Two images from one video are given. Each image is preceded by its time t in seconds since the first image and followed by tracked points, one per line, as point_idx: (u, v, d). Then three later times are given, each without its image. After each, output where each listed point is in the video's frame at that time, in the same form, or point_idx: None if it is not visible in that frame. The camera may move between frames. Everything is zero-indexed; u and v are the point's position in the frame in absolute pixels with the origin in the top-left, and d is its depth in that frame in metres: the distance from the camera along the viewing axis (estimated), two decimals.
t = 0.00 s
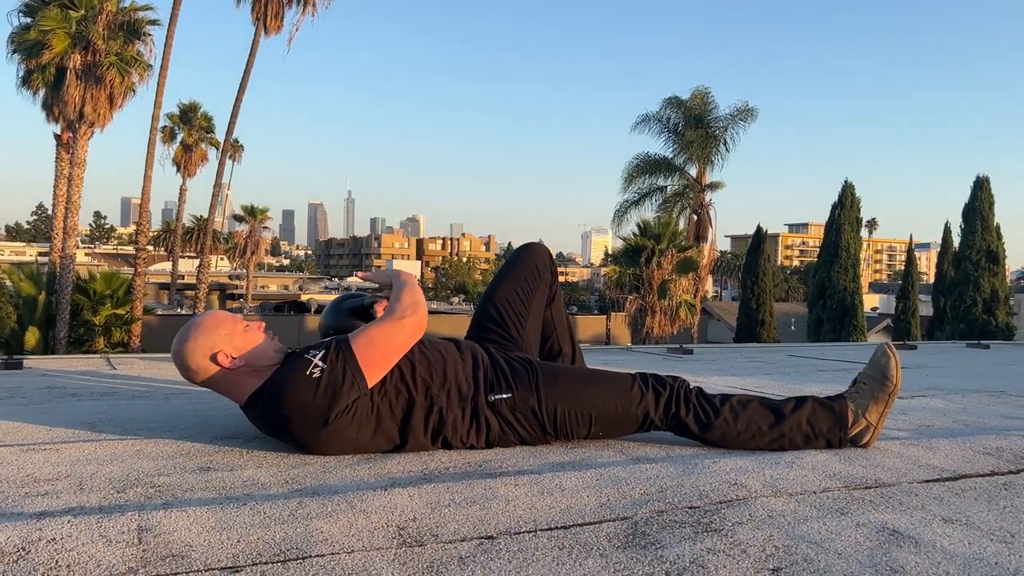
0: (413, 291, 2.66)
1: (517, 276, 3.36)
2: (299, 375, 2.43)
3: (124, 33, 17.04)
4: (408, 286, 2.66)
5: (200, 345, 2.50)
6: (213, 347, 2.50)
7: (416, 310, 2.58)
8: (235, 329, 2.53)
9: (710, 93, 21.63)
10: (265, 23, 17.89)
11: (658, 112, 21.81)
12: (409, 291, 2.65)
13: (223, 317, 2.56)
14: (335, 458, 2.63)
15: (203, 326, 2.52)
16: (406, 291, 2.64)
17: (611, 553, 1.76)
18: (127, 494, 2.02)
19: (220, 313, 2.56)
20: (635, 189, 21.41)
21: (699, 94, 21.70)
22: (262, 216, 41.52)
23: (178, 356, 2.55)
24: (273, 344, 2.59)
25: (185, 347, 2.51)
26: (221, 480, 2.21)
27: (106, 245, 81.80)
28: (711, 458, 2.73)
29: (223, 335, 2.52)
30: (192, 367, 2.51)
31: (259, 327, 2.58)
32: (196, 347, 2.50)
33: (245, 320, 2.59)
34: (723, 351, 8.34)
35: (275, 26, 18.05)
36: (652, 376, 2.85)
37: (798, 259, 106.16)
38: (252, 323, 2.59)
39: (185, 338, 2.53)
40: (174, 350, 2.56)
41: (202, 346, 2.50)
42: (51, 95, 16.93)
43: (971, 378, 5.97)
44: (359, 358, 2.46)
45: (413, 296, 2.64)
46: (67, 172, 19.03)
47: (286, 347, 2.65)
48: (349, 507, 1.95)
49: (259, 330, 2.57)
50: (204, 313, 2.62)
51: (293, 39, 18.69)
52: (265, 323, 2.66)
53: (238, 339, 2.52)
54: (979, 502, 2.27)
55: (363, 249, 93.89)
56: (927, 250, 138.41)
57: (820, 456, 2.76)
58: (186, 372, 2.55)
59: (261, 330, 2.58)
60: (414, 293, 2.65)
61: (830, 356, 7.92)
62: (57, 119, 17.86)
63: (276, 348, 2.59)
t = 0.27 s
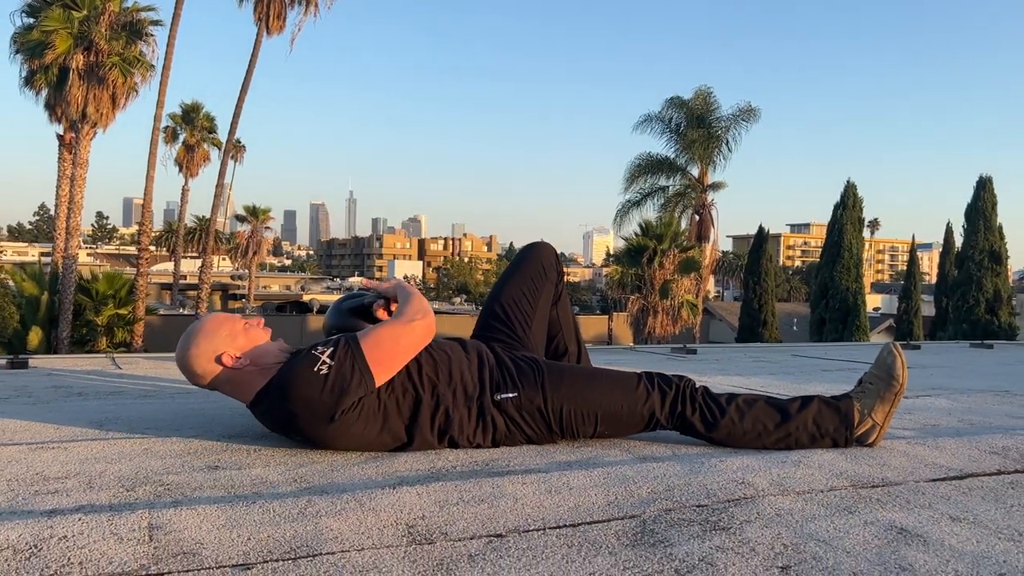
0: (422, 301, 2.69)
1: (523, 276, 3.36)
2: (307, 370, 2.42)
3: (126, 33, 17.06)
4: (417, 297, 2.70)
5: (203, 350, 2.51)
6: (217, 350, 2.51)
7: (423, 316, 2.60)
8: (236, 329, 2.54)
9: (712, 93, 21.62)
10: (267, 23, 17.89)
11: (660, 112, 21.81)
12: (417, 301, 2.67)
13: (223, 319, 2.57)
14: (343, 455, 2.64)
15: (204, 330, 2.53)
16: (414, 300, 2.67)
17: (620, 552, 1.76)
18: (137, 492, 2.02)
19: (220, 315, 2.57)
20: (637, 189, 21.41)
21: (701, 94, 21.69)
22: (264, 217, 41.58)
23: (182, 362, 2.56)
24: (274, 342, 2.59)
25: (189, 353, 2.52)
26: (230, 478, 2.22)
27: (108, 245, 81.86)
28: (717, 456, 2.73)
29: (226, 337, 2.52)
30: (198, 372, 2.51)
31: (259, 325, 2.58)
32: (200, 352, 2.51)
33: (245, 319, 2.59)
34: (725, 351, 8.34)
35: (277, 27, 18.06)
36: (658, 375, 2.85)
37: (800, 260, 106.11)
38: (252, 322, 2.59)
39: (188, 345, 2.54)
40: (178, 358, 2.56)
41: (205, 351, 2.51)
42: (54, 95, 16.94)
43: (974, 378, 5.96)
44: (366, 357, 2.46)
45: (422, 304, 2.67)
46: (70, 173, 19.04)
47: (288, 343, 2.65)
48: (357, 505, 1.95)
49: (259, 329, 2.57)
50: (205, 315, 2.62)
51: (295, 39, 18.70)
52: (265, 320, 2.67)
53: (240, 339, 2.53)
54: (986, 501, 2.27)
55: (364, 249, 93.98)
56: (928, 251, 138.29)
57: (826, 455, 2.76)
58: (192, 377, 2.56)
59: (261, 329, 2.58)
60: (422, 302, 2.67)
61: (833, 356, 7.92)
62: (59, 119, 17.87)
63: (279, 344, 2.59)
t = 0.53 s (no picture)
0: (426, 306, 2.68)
1: (528, 275, 3.36)
2: (310, 377, 2.42)
3: (130, 34, 17.09)
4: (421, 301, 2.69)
5: (203, 363, 2.51)
6: (216, 362, 2.50)
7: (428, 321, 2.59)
8: (233, 338, 2.53)
9: (715, 94, 21.61)
10: (270, 24, 17.92)
11: (663, 112, 21.80)
12: (422, 306, 2.66)
13: (218, 329, 2.56)
14: (349, 456, 2.65)
15: (201, 343, 2.52)
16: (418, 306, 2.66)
17: (626, 551, 1.77)
18: (143, 492, 2.03)
19: (216, 325, 2.55)
20: (640, 189, 21.39)
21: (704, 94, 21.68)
22: (266, 217, 41.66)
23: (182, 375, 2.55)
24: (273, 347, 2.58)
25: (189, 367, 2.52)
26: (236, 479, 2.22)
27: (111, 245, 81.97)
28: (723, 456, 2.73)
29: (224, 348, 2.52)
30: (200, 385, 2.51)
31: (256, 331, 2.57)
32: (199, 365, 2.50)
33: (242, 327, 2.58)
34: (728, 352, 8.34)
35: (280, 28, 18.09)
36: (662, 377, 2.85)
37: (803, 260, 105.96)
38: (249, 327, 2.58)
39: (187, 357, 2.53)
40: (178, 371, 2.56)
41: (204, 364, 2.50)
42: (57, 96, 16.97)
43: (978, 379, 5.96)
44: (370, 362, 2.46)
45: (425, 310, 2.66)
46: (73, 173, 19.07)
47: (286, 346, 2.64)
48: (363, 505, 1.95)
49: (257, 336, 2.56)
50: (201, 325, 2.60)
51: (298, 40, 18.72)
52: (261, 324, 2.65)
53: (237, 348, 2.52)
54: (991, 501, 2.27)
55: (367, 249, 94.05)
56: (931, 251, 138.01)
57: (830, 455, 2.76)
58: (194, 389, 2.55)
59: (259, 335, 2.57)
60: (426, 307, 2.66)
61: (836, 356, 7.91)
62: (63, 119, 17.91)
63: (278, 350, 2.58)
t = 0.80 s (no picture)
0: (428, 308, 2.66)
1: (529, 275, 3.36)
2: (311, 380, 2.42)
3: (133, 34, 17.14)
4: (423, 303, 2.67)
5: (205, 363, 2.50)
6: (218, 362, 2.50)
7: (430, 324, 2.58)
8: (235, 339, 2.53)
9: (718, 93, 21.59)
10: (273, 24, 17.95)
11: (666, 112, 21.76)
12: (424, 309, 2.65)
13: (221, 329, 2.55)
14: (351, 457, 2.65)
15: (203, 343, 2.52)
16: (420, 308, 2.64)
17: (628, 552, 1.76)
18: (145, 492, 2.03)
19: (219, 325, 2.55)
20: (643, 189, 21.37)
21: (707, 94, 21.65)
22: (270, 217, 41.74)
23: (185, 375, 2.55)
24: (275, 348, 2.57)
25: (191, 366, 2.52)
26: (238, 479, 2.22)
27: (115, 245, 82.16)
28: (725, 457, 2.72)
29: (226, 348, 2.51)
30: (202, 384, 2.51)
31: (259, 332, 2.57)
32: (202, 365, 2.50)
33: (245, 327, 2.57)
34: (731, 352, 8.32)
35: (283, 28, 18.11)
36: (665, 376, 2.84)
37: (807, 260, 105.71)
38: (252, 328, 2.57)
39: (189, 357, 2.53)
40: (181, 370, 2.56)
41: (206, 363, 2.50)
42: (61, 96, 17.02)
43: (983, 379, 5.93)
44: (371, 366, 2.46)
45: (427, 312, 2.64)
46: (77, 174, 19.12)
47: (289, 347, 2.64)
48: (365, 505, 1.95)
49: (259, 337, 2.55)
50: (204, 325, 2.60)
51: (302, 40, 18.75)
52: (264, 325, 2.64)
53: (239, 349, 2.52)
54: (994, 502, 2.26)
55: (370, 249, 94.13)
56: (935, 251, 137.59)
57: (831, 456, 2.75)
58: (196, 389, 2.55)
59: (262, 336, 2.57)
60: (428, 309, 2.65)
61: (841, 356, 7.88)
62: (67, 120, 17.97)
63: (281, 350, 2.58)
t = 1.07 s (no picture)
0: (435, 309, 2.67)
1: (529, 274, 3.36)
2: (319, 379, 2.43)
3: (138, 35, 17.18)
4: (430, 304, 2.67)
5: (213, 359, 2.51)
6: (227, 358, 2.50)
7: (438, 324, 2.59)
8: (244, 336, 2.53)
9: (722, 94, 21.57)
10: (278, 25, 17.98)
11: (669, 112, 21.75)
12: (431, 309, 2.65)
13: (229, 327, 2.56)
14: (356, 456, 2.65)
15: (212, 339, 2.52)
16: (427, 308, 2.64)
17: (633, 550, 1.76)
18: (151, 490, 2.04)
19: (228, 323, 2.55)
20: (646, 189, 21.35)
21: (711, 94, 21.63)
22: (273, 217, 41.84)
23: (192, 371, 2.56)
24: (283, 347, 2.58)
25: (199, 363, 2.52)
26: (244, 477, 2.23)
27: (119, 246, 82.36)
28: (731, 456, 2.72)
29: (234, 345, 2.52)
30: (209, 381, 2.51)
31: (267, 331, 2.58)
32: (209, 361, 2.51)
33: (253, 325, 2.58)
34: (735, 352, 8.32)
35: (287, 29, 18.14)
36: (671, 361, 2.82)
37: (810, 260, 105.53)
38: (260, 327, 2.58)
39: (197, 353, 2.53)
40: (188, 367, 2.56)
41: (215, 360, 2.50)
42: (65, 97, 17.06)
43: (987, 379, 5.92)
44: (379, 366, 2.46)
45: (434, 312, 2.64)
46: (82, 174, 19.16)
47: (296, 346, 2.65)
48: (371, 504, 1.95)
49: (267, 335, 2.56)
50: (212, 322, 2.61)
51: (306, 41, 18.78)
52: (272, 323, 2.65)
53: (248, 346, 2.53)
54: (1000, 501, 2.26)
55: (373, 250, 94.26)
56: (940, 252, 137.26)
57: (837, 454, 2.74)
58: (203, 385, 2.56)
59: (270, 335, 2.58)
60: (434, 309, 2.66)
61: (845, 357, 7.87)
62: (71, 121, 18.02)
63: (288, 349, 2.59)
